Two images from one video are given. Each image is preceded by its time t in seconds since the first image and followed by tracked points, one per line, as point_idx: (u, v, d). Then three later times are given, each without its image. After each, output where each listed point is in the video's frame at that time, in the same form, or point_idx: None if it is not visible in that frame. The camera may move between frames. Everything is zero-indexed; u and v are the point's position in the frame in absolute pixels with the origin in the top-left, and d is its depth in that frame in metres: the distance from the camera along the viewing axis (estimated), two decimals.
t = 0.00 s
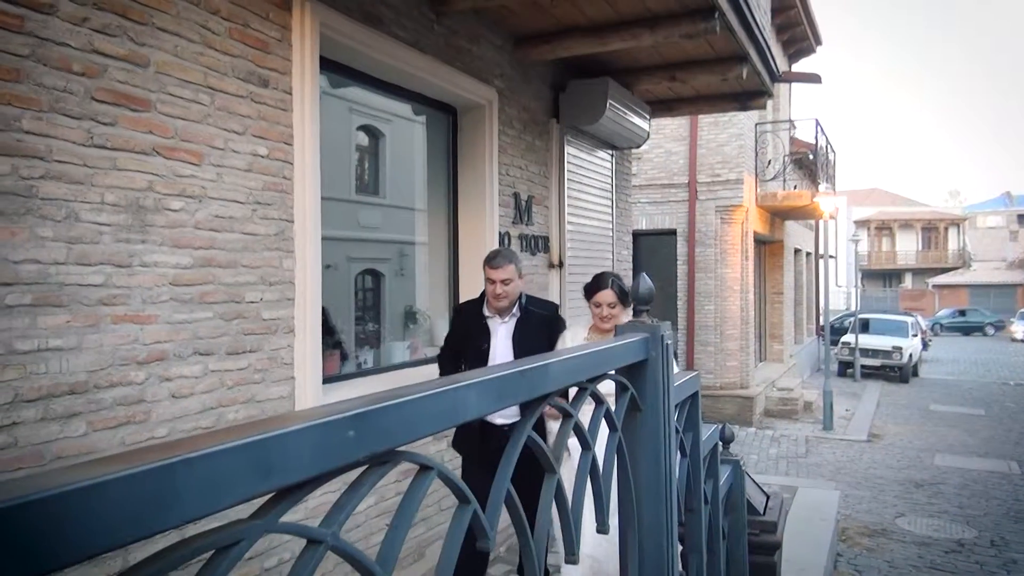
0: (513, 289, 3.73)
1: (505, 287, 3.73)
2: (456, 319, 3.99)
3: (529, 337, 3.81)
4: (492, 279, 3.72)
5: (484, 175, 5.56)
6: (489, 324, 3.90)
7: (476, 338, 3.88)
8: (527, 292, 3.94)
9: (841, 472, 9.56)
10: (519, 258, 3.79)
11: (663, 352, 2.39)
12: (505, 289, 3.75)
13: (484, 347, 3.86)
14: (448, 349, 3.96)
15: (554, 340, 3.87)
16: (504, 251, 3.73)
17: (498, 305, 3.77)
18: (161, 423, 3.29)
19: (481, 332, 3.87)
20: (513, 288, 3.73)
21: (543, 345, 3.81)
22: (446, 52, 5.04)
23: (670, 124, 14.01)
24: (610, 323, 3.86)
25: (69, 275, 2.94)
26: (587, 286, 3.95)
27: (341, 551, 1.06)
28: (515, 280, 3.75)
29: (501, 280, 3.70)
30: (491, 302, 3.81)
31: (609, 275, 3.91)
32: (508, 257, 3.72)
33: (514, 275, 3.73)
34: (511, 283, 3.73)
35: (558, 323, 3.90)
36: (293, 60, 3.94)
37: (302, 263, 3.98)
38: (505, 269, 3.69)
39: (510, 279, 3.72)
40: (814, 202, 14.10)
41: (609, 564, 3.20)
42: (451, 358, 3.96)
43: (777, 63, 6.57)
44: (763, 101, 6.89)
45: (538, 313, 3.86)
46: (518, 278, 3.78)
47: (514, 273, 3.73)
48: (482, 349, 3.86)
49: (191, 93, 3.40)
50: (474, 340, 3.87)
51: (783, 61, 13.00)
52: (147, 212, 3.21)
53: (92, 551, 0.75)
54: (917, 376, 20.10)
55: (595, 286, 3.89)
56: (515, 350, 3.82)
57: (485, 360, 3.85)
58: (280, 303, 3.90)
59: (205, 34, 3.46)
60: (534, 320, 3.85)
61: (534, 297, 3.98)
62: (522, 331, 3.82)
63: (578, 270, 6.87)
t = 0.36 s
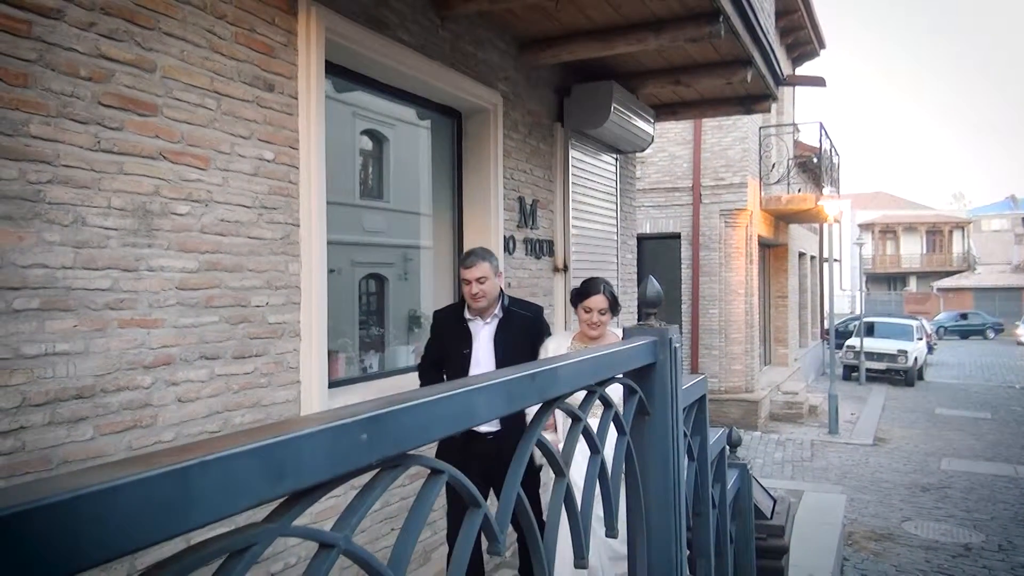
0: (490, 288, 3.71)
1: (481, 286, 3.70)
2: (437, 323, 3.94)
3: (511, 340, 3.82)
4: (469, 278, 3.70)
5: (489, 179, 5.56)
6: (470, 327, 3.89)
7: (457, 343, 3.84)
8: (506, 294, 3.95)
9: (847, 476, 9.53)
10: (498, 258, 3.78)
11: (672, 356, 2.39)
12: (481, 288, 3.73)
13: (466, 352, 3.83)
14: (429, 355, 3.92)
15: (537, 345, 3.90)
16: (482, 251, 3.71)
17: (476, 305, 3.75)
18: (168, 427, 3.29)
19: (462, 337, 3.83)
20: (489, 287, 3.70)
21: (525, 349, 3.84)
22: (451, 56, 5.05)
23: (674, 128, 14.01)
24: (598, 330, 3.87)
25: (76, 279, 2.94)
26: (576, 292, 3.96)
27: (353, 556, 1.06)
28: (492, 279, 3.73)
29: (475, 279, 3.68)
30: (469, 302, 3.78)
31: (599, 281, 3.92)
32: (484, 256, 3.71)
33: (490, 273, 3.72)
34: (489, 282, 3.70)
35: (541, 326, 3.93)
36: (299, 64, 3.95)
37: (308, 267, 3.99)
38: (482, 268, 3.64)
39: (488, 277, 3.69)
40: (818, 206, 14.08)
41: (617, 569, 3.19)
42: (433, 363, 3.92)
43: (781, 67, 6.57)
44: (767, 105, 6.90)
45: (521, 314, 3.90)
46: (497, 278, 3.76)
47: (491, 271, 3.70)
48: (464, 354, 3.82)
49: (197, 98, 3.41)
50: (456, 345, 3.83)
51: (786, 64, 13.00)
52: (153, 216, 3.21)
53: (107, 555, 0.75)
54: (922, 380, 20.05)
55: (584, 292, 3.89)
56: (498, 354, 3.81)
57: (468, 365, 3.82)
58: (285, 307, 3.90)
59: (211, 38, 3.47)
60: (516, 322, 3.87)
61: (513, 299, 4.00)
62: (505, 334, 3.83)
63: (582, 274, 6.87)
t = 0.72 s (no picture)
0: (477, 289, 3.57)
1: (468, 287, 3.57)
2: (425, 325, 3.82)
3: (500, 343, 3.69)
4: (455, 280, 3.57)
5: (493, 184, 5.57)
6: (458, 329, 3.76)
7: (445, 346, 3.72)
8: (495, 295, 3.82)
9: (853, 481, 9.50)
10: (485, 258, 3.65)
11: (678, 360, 2.39)
12: (468, 290, 3.59)
13: (453, 355, 3.71)
14: (415, 358, 3.81)
15: (528, 349, 3.77)
16: (468, 250, 3.60)
17: (463, 307, 3.62)
18: (174, 433, 3.29)
19: (450, 339, 3.72)
20: (476, 288, 3.57)
21: (514, 353, 3.72)
22: (455, 61, 5.06)
23: (678, 133, 14.02)
24: (594, 332, 3.68)
25: (83, 285, 2.94)
26: (570, 291, 3.72)
27: (364, 561, 1.05)
28: (479, 280, 3.59)
29: (463, 280, 3.55)
30: (456, 304, 3.65)
31: (593, 280, 3.69)
32: (470, 256, 3.58)
33: (477, 274, 3.58)
34: (475, 283, 3.57)
35: (532, 329, 3.81)
36: (303, 70, 3.96)
37: (313, 273, 3.99)
38: (469, 269, 3.55)
39: (475, 279, 3.56)
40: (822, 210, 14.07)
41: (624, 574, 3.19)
42: (420, 366, 3.81)
43: (785, 72, 6.57)
44: (771, 109, 6.89)
45: (509, 316, 3.76)
46: (485, 278, 3.63)
47: (477, 272, 3.57)
48: (452, 357, 3.70)
49: (203, 104, 3.42)
50: (444, 348, 3.72)
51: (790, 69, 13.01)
52: (159, 222, 3.22)
53: (121, 561, 0.75)
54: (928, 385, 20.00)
55: (579, 292, 3.67)
56: (486, 357, 3.68)
57: (455, 369, 3.70)
58: (290, 313, 3.91)
59: (217, 45, 3.48)
60: (506, 325, 3.74)
61: (503, 300, 3.87)
62: (494, 337, 3.70)
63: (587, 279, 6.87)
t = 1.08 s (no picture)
0: (470, 301, 3.49)
1: (461, 299, 3.49)
2: (417, 337, 3.77)
3: (494, 355, 3.62)
4: (447, 291, 3.50)
5: (499, 192, 5.58)
6: (451, 342, 3.69)
7: (437, 359, 3.66)
8: (489, 304, 3.74)
9: (861, 489, 9.46)
10: (478, 268, 3.56)
11: (687, 367, 2.38)
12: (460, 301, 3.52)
13: (446, 369, 3.65)
14: (408, 372, 3.75)
15: (524, 359, 3.73)
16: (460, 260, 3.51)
17: (456, 319, 3.54)
18: (182, 442, 3.29)
19: (442, 352, 3.65)
20: (469, 299, 3.49)
21: (509, 363, 3.66)
22: (461, 70, 5.07)
23: (682, 140, 14.04)
24: (590, 343, 3.70)
25: (92, 295, 2.95)
26: (566, 304, 3.77)
27: (377, 568, 1.05)
28: (472, 290, 3.51)
29: (456, 291, 3.48)
30: (449, 315, 3.58)
31: (591, 291, 3.73)
32: (463, 266, 3.51)
33: (471, 285, 3.51)
34: (468, 294, 3.49)
35: (528, 338, 3.75)
36: (310, 80, 3.98)
37: (320, 282, 4.00)
38: (462, 280, 3.47)
39: (468, 290, 3.49)
40: (828, 217, 14.05)
41: None
42: (412, 380, 3.75)
43: (790, 78, 6.57)
44: (777, 116, 6.90)
45: (503, 326, 3.69)
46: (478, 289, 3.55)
47: (471, 282, 3.50)
48: (444, 370, 3.64)
49: (210, 114, 3.43)
50: (436, 360, 3.65)
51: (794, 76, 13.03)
52: (167, 231, 3.24)
53: (137, 567, 0.75)
54: (935, 392, 19.92)
55: (577, 304, 3.70)
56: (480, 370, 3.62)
57: (448, 383, 3.64)
58: (297, 321, 3.91)
59: (224, 55, 3.50)
60: (499, 335, 3.67)
61: (498, 309, 3.80)
62: (487, 348, 3.63)
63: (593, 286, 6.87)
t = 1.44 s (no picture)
0: (469, 312, 3.47)
1: (459, 309, 3.48)
2: (414, 346, 3.74)
3: (492, 367, 3.58)
4: (447, 300, 3.48)
5: (506, 199, 5.58)
6: (447, 353, 3.66)
7: (433, 370, 3.62)
8: (489, 316, 3.71)
9: (870, 495, 9.40)
10: (480, 280, 3.54)
11: (696, 373, 2.37)
12: (459, 312, 3.50)
13: (442, 381, 3.60)
14: (403, 382, 3.71)
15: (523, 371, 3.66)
16: (462, 269, 3.50)
17: (454, 330, 3.52)
18: (190, 449, 3.29)
19: (438, 364, 3.62)
20: (469, 310, 3.47)
21: (507, 375, 3.59)
22: (467, 77, 5.09)
23: (688, 146, 14.04)
24: (585, 358, 3.58)
25: (101, 302, 2.96)
26: (559, 318, 3.66)
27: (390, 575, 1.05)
28: (472, 301, 3.50)
29: (454, 301, 3.46)
30: (446, 326, 3.56)
31: (584, 305, 3.63)
32: (464, 276, 3.48)
33: (471, 295, 3.49)
34: (468, 305, 3.47)
35: (527, 351, 3.69)
36: (317, 88, 3.99)
37: (328, 288, 4.01)
38: (462, 290, 3.45)
39: (468, 301, 3.47)
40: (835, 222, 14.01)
41: None
42: (407, 391, 3.71)
43: (796, 84, 6.57)
44: (783, 121, 6.89)
45: (503, 338, 3.65)
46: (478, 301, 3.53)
47: (471, 293, 3.48)
48: (440, 382, 3.60)
49: (218, 122, 3.45)
50: (432, 372, 3.61)
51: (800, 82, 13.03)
52: (176, 239, 3.25)
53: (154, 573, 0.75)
54: (944, 397, 19.81)
55: (569, 317, 3.60)
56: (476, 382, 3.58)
57: (444, 395, 3.59)
58: (305, 329, 3.92)
59: (232, 64, 3.52)
60: (497, 347, 3.63)
61: (498, 322, 3.77)
62: (485, 360, 3.59)
63: (599, 293, 6.87)
